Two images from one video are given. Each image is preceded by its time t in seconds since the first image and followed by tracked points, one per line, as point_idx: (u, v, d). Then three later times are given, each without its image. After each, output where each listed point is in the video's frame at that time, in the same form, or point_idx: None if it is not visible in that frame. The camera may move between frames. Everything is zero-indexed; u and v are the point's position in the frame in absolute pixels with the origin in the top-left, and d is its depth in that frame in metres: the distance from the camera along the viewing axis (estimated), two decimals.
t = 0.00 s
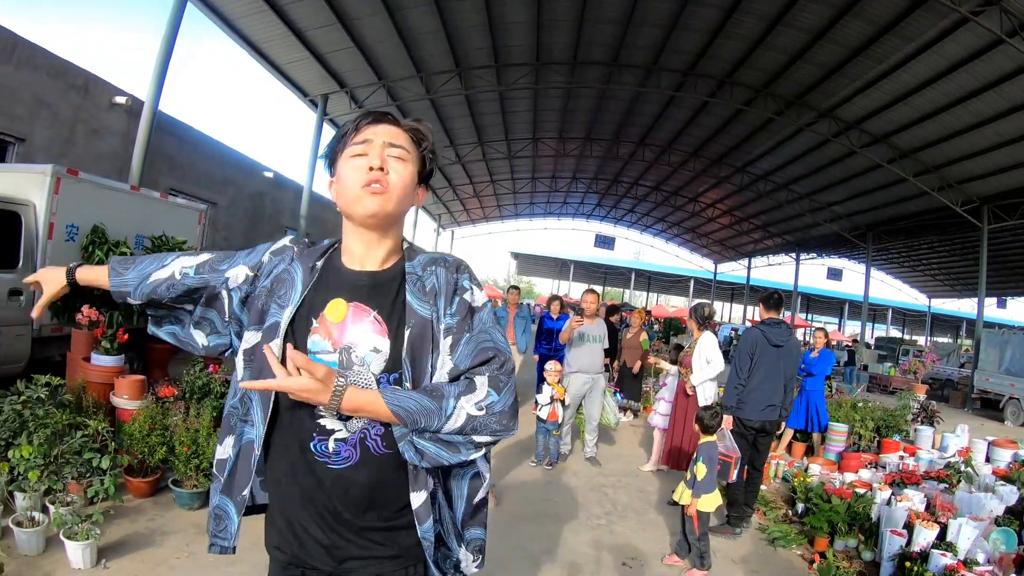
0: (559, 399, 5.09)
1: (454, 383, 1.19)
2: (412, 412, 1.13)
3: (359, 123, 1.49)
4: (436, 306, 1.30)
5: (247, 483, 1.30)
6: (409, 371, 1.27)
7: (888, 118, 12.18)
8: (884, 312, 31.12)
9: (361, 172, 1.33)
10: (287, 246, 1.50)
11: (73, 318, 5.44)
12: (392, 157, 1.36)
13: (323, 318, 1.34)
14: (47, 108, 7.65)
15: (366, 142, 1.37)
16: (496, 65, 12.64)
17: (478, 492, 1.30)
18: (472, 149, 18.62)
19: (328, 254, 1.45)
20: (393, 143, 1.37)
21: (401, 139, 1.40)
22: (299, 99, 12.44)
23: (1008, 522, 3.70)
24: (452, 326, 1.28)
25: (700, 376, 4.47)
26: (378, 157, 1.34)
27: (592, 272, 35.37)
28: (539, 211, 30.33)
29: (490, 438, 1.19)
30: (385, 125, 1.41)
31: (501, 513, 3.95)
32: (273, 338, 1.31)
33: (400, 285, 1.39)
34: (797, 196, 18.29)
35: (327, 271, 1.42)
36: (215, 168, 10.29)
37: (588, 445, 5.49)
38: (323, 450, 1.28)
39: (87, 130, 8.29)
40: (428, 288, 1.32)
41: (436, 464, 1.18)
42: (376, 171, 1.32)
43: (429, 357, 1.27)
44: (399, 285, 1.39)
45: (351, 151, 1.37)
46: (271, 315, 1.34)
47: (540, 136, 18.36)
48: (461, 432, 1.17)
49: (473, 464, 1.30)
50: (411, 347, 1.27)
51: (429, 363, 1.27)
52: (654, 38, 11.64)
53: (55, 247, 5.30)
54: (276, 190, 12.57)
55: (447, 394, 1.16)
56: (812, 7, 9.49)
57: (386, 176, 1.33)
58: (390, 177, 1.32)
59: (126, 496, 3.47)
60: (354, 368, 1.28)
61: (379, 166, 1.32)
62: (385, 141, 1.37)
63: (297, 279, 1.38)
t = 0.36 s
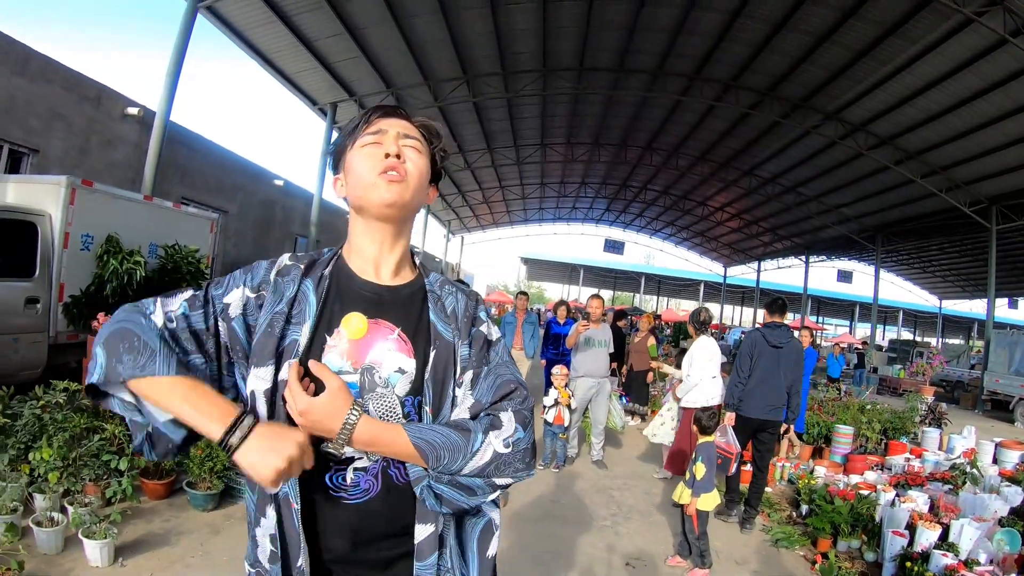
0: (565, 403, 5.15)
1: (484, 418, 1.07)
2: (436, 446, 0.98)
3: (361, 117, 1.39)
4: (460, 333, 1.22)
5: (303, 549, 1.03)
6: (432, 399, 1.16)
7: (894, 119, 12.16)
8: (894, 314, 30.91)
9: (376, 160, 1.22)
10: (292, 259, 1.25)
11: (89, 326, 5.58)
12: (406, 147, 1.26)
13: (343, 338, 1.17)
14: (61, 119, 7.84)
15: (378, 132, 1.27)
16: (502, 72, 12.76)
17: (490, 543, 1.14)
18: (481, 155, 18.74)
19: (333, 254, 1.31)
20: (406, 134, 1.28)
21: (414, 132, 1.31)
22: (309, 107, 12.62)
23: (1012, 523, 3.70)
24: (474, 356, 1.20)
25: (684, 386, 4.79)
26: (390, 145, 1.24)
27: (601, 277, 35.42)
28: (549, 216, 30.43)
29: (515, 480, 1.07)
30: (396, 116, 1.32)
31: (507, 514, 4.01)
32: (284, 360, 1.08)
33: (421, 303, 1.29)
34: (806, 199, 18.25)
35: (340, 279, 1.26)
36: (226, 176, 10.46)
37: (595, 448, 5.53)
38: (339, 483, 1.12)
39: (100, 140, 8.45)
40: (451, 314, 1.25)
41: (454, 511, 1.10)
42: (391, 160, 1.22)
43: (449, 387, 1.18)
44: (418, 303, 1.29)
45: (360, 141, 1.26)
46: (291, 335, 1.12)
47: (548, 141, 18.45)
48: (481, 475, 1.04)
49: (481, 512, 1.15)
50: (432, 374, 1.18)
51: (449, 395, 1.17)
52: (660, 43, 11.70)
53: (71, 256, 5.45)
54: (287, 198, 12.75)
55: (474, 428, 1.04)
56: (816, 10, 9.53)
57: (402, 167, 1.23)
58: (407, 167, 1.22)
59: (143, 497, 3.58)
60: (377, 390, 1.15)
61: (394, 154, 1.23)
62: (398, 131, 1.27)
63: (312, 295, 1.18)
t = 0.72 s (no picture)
0: (579, 407, 5.20)
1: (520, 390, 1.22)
2: (490, 410, 1.14)
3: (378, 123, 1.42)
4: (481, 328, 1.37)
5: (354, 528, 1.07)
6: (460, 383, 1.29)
7: (906, 122, 12.14)
8: (911, 318, 30.59)
9: (404, 174, 1.28)
10: (330, 253, 1.23)
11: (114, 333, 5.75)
12: (432, 163, 1.33)
13: (383, 331, 1.18)
14: (84, 131, 8.07)
15: (403, 143, 1.32)
16: (515, 80, 12.90)
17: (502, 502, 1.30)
18: (495, 162, 18.88)
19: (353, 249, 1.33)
20: (429, 149, 1.35)
21: (434, 146, 1.38)
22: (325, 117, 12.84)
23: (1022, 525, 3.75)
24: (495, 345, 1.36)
25: (695, 385, 4.85)
26: (416, 160, 1.30)
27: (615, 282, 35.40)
28: (563, 222, 30.48)
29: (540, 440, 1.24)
30: (419, 130, 1.38)
31: (522, 515, 4.10)
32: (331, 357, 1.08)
33: (440, 304, 1.38)
34: (819, 203, 18.19)
35: (379, 283, 1.30)
36: (245, 186, 10.68)
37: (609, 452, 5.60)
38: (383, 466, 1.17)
39: (121, 151, 8.69)
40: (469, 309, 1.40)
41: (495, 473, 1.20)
42: (420, 175, 1.29)
43: (474, 373, 1.31)
44: (439, 300, 1.38)
45: (386, 150, 1.30)
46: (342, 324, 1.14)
47: (562, 148, 18.56)
48: (519, 437, 1.19)
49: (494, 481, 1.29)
50: (456, 362, 1.30)
51: (475, 381, 1.30)
52: (671, 50, 11.78)
53: (96, 265, 5.63)
54: (304, 207, 12.97)
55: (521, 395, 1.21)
56: (826, 15, 9.57)
57: (429, 182, 1.30)
58: (434, 183, 1.30)
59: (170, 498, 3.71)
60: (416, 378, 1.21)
61: (422, 170, 1.29)
62: (423, 146, 1.34)
63: (356, 288, 1.20)
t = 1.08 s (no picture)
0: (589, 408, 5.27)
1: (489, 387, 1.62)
2: (479, 420, 1.52)
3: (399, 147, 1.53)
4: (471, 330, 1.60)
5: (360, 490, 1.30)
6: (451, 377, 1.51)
7: (913, 127, 12.16)
8: (921, 323, 30.37)
9: (413, 207, 1.42)
10: (349, 262, 1.37)
11: (131, 332, 5.89)
12: (437, 201, 1.47)
13: (390, 331, 1.39)
14: (101, 136, 8.25)
15: (417, 176, 1.45)
16: (524, 85, 13.01)
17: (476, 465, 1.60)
18: (504, 166, 19.00)
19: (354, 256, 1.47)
20: (439, 186, 1.48)
21: (443, 183, 1.51)
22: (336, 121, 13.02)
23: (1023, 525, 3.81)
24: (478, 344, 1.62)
25: (702, 382, 4.93)
26: (425, 195, 1.44)
27: (623, 286, 35.41)
28: (571, 226, 30.53)
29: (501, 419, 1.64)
30: (433, 164, 1.50)
31: (528, 511, 4.21)
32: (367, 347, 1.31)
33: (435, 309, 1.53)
34: (827, 207, 18.18)
35: (383, 281, 1.43)
36: (257, 189, 10.86)
37: (616, 452, 5.66)
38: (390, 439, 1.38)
39: (136, 154, 8.87)
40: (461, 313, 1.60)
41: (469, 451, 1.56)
42: (426, 211, 1.43)
43: (461, 369, 1.56)
44: (436, 301, 1.55)
45: (400, 180, 1.43)
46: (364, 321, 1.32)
47: (570, 152, 18.65)
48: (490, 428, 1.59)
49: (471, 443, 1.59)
50: (448, 355, 1.51)
51: (461, 376, 1.56)
52: (678, 55, 11.87)
53: (114, 266, 5.78)
54: (315, 210, 13.15)
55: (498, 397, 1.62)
56: (832, 20, 9.63)
57: (433, 218, 1.45)
58: (436, 220, 1.44)
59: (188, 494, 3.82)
60: (417, 370, 1.42)
61: (428, 207, 1.43)
62: (434, 182, 1.47)
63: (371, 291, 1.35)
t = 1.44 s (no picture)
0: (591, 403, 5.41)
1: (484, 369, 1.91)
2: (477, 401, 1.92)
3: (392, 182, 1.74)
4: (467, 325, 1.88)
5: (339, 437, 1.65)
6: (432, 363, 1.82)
7: (908, 126, 12.28)
8: (917, 319, 30.58)
9: (387, 252, 1.70)
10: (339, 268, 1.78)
11: (139, 330, 6.02)
12: (412, 246, 1.71)
13: (368, 320, 1.76)
14: (105, 135, 8.36)
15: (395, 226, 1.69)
16: (523, 84, 13.11)
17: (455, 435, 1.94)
18: (503, 163, 19.09)
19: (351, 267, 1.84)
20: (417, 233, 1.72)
21: (421, 226, 1.73)
22: (336, 119, 13.12)
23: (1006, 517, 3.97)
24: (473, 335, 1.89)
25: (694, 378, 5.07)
26: (400, 243, 1.70)
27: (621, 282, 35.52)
28: (570, 223, 30.61)
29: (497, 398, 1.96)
30: (415, 212, 1.70)
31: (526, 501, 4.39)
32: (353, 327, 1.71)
33: (420, 304, 1.85)
34: (823, 204, 18.30)
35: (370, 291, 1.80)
36: (258, 187, 10.98)
37: (613, 445, 5.82)
38: (368, 404, 1.73)
39: (139, 154, 8.98)
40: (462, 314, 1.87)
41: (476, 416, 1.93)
42: (399, 258, 1.70)
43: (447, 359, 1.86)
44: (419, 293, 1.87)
45: (381, 226, 1.69)
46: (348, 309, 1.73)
47: (569, 149, 18.74)
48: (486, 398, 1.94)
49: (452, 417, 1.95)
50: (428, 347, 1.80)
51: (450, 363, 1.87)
52: (677, 54, 11.97)
53: (123, 265, 5.91)
54: (315, 208, 13.26)
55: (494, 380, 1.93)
56: (828, 20, 9.73)
57: (405, 262, 1.72)
58: (407, 262, 1.72)
59: (200, 485, 3.98)
60: (390, 352, 1.75)
61: (400, 257, 1.70)
62: (410, 230, 1.69)
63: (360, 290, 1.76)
